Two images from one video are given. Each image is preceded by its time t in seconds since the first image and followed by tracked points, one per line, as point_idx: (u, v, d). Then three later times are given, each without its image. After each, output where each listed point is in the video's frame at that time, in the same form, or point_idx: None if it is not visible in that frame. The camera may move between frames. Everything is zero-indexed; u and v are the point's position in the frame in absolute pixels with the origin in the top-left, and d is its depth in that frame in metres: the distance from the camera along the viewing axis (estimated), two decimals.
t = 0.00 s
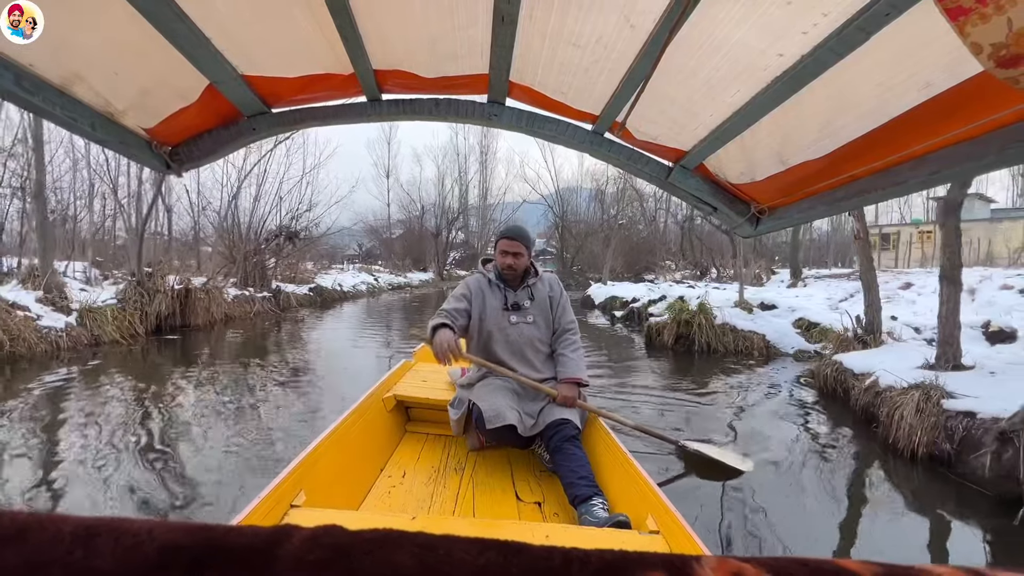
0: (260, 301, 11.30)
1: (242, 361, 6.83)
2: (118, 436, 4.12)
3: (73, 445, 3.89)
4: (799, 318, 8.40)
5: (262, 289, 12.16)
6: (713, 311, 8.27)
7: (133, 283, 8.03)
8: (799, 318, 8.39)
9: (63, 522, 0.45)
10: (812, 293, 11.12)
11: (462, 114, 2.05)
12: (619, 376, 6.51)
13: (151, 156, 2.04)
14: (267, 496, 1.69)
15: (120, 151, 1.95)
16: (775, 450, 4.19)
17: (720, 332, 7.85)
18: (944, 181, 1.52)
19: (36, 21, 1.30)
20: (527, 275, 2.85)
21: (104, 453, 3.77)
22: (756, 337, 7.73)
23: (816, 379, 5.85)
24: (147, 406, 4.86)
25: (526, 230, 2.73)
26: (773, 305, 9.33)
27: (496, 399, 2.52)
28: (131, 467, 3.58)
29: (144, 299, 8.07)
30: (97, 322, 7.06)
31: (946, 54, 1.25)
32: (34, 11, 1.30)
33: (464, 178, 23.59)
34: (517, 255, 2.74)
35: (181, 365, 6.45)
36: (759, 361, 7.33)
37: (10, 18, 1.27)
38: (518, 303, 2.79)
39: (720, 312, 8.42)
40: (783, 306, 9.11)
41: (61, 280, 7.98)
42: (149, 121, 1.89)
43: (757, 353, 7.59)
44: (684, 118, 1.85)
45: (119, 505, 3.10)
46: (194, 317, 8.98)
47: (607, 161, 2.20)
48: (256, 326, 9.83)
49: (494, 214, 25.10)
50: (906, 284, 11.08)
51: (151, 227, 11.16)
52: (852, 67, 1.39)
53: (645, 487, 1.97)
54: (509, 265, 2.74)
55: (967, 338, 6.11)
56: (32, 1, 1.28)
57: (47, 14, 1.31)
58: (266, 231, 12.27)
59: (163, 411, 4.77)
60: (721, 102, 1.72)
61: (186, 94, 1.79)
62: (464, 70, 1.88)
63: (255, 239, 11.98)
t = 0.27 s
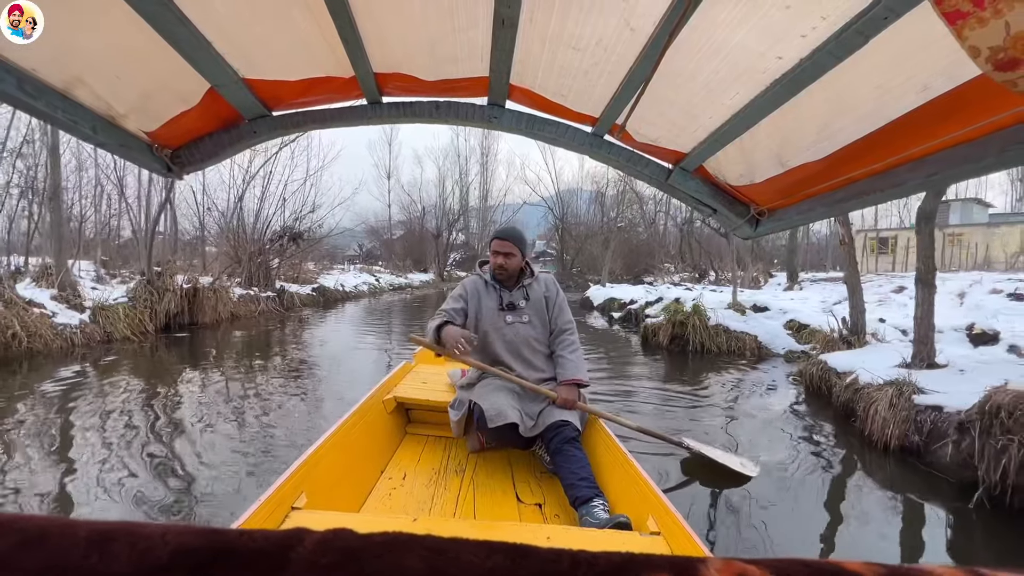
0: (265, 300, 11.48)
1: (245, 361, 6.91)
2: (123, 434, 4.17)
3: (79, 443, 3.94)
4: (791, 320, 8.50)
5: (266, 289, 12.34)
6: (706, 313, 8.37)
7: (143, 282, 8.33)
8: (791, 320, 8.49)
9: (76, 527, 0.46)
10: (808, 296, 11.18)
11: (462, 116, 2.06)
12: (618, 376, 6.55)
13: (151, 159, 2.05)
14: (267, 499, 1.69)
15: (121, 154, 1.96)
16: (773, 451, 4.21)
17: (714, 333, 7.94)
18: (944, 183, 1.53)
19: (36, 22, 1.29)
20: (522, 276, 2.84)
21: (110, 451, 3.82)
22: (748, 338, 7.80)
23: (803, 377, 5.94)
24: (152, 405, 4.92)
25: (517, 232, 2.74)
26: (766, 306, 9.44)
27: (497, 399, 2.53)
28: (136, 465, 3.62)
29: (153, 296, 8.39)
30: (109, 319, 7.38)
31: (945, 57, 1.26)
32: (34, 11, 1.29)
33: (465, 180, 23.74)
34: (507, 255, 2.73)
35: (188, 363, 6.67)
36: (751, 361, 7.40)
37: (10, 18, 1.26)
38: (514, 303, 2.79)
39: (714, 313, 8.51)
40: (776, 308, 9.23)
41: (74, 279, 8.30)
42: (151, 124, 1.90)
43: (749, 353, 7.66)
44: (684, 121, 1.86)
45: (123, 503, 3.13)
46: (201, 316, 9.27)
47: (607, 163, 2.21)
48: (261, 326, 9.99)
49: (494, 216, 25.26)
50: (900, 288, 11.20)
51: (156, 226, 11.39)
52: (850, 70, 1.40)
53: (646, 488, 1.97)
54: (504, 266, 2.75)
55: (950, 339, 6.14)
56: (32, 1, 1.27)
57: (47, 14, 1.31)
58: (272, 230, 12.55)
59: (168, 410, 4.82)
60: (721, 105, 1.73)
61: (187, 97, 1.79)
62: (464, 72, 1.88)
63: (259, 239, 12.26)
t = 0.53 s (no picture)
0: (269, 299, 11.61)
1: (249, 360, 6.96)
2: (129, 432, 4.20)
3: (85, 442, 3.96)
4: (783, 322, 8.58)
5: (271, 289, 12.50)
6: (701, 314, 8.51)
7: (153, 281, 8.43)
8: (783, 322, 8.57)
9: (96, 530, 0.46)
10: (804, 299, 11.27)
11: (464, 118, 2.06)
12: (616, 377, 6.59)
13: (154, 161, 2.05)
14: (268, 502, 1.68)
15: (124, 156, 1.96)
16: (772, 452, 4.23)
17: (708, 333, 8.07)
18: (944, 187, 1.54)
19: (36, 22, 1.28)
20: (520, 277, 2.85)
21: (114, 449, 3.83)
22: (741, 339, 7.86)
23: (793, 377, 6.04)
24: (157, 403, 4.96)
25: (515, 233, 2.77)
26: (758, 308, 9.58)
27: (499, 399, 2.53)
28: (139, 463, 3.63)
29: (162, 296, 8.50)
30: (121, 316, 7.55)
31: (945, 63, 1.27)
32: (35, 11, 1.28)
33: (466, 181, 23.84)
34: (507, 256, 2.75)
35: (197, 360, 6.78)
36: (745, 361, 7.51)
37: (10, 18, 1.25)
38: (512, 304, 2.79)
39: (708, 314, 8.64)
40: (768, 310, 9.37)
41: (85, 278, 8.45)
42: (154, 126, 1.91)
43: (742, 354, 7.75)
44: (685, 124, 1.87)
45: (126, 501, 3.14)
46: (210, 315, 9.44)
47: (608, 165, 2.22)
48: (265, 325, 10.10)
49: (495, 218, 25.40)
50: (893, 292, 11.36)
51: (163, 225, 11.55)
52: (851, 74, 1.40)
53: (646, 490, 1.98)
54: (501, 267, 2.76)
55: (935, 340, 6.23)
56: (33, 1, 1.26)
57: (47, 14, 1.30)
58: (277, 231, 12.74)
59: (172, 408, 4.85)
60: (722, 109, 1.74)
61: (190, 100, 1.80)
62: (465, 75, 1.89)
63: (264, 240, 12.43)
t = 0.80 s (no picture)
0: (273, 300, 11.81)
1: (252, 359, 7.02)
2: (134, 430, 4.23)
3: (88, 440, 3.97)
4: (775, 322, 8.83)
5: (274, 290, 12.65)
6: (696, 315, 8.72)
7: (162, 282, 8.67)
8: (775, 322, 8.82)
9: (105, 533, 0.47)
10: (799, 301, 11.38)
11: (466, 121, 2.07)
12: (614, 378, 6.64)
13: (156, 162, 2.06)
14: (268, 503, 1.68)
15: (127, 158, 1.97)
16: (771, 453, 4.25)
17: (702, 334, 8.29)
18: (943, 192, 1.55)
19: (36, 22, 1.28)
20: (521, 279, 2.86)
21: (121, 446, 3.89)
22: (734, 339, 8.09)
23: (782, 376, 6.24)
24: (161, 401, 5.00)
25: (519, 235, 2.80)
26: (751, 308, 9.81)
27: (500, 400, 2.53)
28: (142, 461, 3.64)
29: (171, 295, 8.71)
30: (133, 316, 7.71)
31: (944, 70, 1.28)
32: (35, 11, 1.28)
33: (467, 183, 23.96)
34: (513, 258, 2.76)
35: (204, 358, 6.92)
36: (737, 361, 7.73)
37: (10, 18, 1.25)
38: (512, 305, 2.80)
39: (702, 315, 8.86)
40: (761, 309, 9.60)
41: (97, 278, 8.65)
42: (156, 128, 1.91)
43: (735, 354, 7.98)
44: (685, 128, 1.88)
45: (129, 500, 3.16)
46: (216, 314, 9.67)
47: (608, 168, 2.22)
48: (268, 325, 10.21)
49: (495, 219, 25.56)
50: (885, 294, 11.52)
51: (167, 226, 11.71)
52: (850, 80, 1.41)
53: (645, 492, 1.98)
54: (506, 269, 2.76)
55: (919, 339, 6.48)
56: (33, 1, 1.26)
57: (47, 14, 1.30)
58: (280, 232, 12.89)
59: (176, 406, 4.89)
60: (722, 113, 1.75)
61: (193, 102, 1.81)
62: (468, 79, 1.90)
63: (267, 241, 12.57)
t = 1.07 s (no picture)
0: (278, 300, 12.01)
1: (255, 359, 7.10)
2: (143, 429, 4.31)
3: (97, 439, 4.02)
4: (768, 322, 8.99)
5: (278, 290, 12.81)
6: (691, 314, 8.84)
7: (171, 282, 8.92)
8: (768, 322, 8.99)
9: (114, 534, 0.50)
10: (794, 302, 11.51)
11: (467, 123, 2.08)
12: (613, 379, 6.70)
13: (158, 162, 2.06)
14: (267, 504, 1.69)
15: (129, 158, 1.97)
16: (769, 456, 4.26)
17: (697, 332, 8.41)
18: (943, 198, 1.55)
19: (37, 22, 1.28)
20: (524, 280, 2.89)
21: (128, 446, 3.95)
22: (728, 338, 8.22)
23: (773, 374, 6.36)
24: (167, 401, 5.07)
25: (524, 236, 2.82)
26: (746, 309, 10.02)
27: (501, 400, 2.53)
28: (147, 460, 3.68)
29: (179, 295, 8.94)
30: (144, 316, 8.02)
31: (943, 76, 1.28)
32: (35, 11, 1.28)
33: (467, 184, 24.10)
34: (517, 258, 2.80)
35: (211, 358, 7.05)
36: (731, 359, 7.84)
37: (10, 18, 1.24)
38: (514, 306, 2.80)
39: (698, 314, 8.96)
40: (755, 310, 9.77)
41: (108, 280, 8.86)
42: (158, 129, 1.91)
43: (728, 352, 8.10)
44: (686, 131, 1.88)
45: (133, 500, 3.19)
46: (222, 315, 9.85)
47: (609, 171, 2.23)
48: (271, 325, 10.29)
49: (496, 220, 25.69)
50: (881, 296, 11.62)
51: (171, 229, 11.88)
52: (851, 85, 1.42)
53: (643, 495, 1.99)
54: (508, 268, 2.79)
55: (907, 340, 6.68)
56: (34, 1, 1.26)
57: (49, 14, 1.29)
58: (283, 234, 13.02)
59: (181, 406, 4.94)
60: (723, 117, 1.76)
61: (195, 103, 1.81)
62: (469, 82, 1.91)
63: (271, 243, 12.71)
